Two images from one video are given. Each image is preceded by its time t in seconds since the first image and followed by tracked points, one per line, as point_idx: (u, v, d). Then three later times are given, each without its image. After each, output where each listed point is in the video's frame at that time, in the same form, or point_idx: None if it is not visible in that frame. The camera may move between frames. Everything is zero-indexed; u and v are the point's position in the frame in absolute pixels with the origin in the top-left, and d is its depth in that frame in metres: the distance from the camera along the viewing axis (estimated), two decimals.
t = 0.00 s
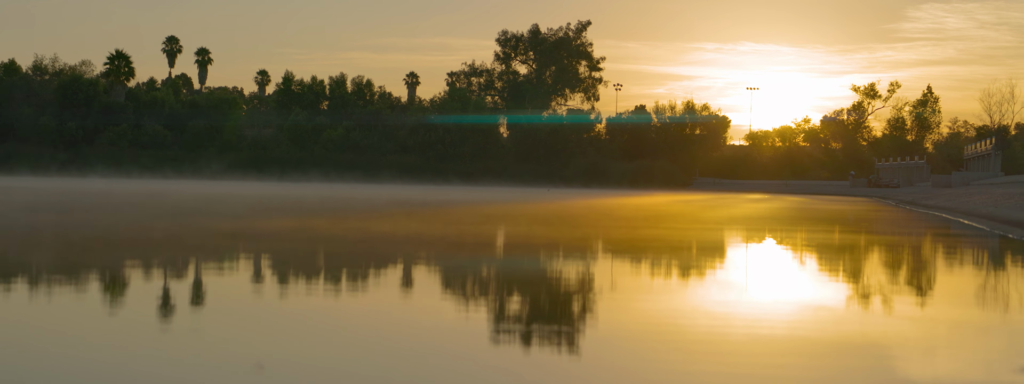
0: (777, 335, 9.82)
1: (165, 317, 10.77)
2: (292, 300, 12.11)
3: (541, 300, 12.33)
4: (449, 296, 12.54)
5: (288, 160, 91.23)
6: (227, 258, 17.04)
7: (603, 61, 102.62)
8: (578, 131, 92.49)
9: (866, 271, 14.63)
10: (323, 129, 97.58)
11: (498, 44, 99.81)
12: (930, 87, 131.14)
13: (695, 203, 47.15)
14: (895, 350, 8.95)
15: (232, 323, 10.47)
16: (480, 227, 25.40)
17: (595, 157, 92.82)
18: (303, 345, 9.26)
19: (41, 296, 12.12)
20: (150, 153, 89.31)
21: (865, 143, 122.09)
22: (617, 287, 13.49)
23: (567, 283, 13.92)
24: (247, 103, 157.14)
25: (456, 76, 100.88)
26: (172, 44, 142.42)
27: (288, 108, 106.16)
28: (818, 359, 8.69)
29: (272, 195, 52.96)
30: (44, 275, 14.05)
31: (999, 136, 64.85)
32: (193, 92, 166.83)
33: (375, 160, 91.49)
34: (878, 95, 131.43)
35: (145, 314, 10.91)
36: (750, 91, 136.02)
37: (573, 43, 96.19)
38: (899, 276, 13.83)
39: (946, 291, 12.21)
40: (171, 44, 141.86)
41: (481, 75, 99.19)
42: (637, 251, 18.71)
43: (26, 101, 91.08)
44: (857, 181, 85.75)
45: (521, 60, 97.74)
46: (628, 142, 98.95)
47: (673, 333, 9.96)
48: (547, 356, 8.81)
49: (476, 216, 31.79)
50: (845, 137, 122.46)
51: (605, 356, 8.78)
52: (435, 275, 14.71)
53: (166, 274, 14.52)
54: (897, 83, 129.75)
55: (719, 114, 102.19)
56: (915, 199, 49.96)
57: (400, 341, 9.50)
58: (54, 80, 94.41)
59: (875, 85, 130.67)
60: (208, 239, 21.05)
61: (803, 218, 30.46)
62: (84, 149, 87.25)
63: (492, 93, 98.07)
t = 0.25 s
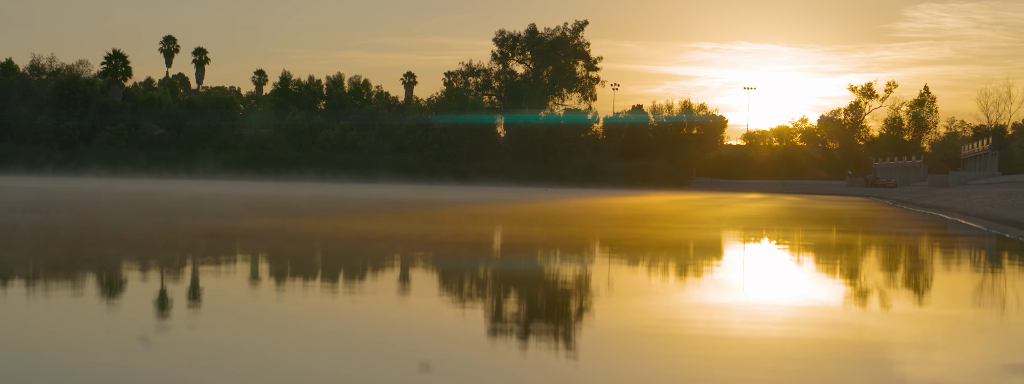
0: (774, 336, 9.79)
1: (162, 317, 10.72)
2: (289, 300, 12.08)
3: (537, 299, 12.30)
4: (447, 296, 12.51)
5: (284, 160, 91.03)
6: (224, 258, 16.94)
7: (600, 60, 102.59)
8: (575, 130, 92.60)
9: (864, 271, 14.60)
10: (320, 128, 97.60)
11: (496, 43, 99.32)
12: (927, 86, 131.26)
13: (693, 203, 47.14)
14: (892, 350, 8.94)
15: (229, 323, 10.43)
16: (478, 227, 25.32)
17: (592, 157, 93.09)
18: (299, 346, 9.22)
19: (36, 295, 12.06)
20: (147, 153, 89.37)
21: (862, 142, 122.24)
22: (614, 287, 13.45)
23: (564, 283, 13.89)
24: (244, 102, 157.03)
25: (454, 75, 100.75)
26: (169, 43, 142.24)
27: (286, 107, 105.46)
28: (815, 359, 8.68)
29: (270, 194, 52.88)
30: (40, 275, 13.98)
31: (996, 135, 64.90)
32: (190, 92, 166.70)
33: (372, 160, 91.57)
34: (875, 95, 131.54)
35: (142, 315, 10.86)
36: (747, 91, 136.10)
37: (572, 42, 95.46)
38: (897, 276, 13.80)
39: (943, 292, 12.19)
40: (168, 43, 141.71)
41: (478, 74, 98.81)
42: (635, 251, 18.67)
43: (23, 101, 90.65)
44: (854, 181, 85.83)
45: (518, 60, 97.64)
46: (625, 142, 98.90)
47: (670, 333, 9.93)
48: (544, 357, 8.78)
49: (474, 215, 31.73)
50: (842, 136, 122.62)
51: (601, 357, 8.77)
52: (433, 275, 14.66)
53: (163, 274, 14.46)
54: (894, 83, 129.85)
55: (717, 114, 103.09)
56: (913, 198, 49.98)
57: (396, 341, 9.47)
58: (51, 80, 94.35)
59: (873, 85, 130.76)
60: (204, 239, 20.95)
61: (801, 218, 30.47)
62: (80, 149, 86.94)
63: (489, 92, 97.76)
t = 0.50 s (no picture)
0: (776, 336, 9.79)
1: (164, 316, 10.73)
2: (292, 299, 12.09)
3: (539, 299, 12.31)
4: (449, 295, 12.53)
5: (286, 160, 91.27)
6: (226, 258, 16.90)
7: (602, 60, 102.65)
8: (576, 130, 92.89)
9: (866, 271, 14.61)
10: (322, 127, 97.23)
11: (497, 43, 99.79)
12: (929, 86, 131.18)
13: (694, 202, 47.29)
14: (893, 350, 8.95)
15: (232, 322, 10.44)
16: (480, 227, 25.28)
17: (594, 156, 93.28)
18: (302, 344, 9.25)
19: (41, 295, 12.06)
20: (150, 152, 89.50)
21: (864, 142, 122.20)
22: (616, 287, 13.45)
23: (567, 283, 13.89)
24: (247, 102, 157.25)
25: (456, 75, 100.79)
26: (172, 43, 142.42)
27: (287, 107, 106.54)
28: (813, 357, 8.70)
29: (271, 194, 53.01)
30: (43, 274, 13.96)
31: (998, 135, 64.83)
32: (193, 92, 166.95)
33: (373, 160, 91.73)
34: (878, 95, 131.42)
35: (145, 314, 10.86)
36: (749, 91, 136.26)
37: (573, 42, 96.16)
38: (899, 276, 13.79)
39: (946, 291, 12.18)
40: (171, 42, 141.89)
41: (480, 74, 99.14)
42: (636, 251, 18.68)
43: (25, 100, 90.59)
44: (856, 180, 85.75)
45: (520, 60, 97.76)
46: (627, 142, 98.84)
47: (672, 333, 9.92)
48: (546, 356, 8.82)
49: (475, 215, 31.75)
50: (844, 136, 122.66)
51: (603, 355, 8.78)
52: (434, 275, 14.64)
53: (166, 273, 14.45)
54: (897, 82, 129.77)
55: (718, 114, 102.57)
56: (915, 198, 49.95)
57: (398, 339, 9.50)
58: (54, 79, 94.60)
59: (875, 85, 130.70)
60: (205, 238, 20.90)
61: (802, 218, 30.58)
62: (82, 148, 87.10)
63: (491, 92, 98.16)
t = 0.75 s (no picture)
0: (774, 336, 9.77)
1: (163, 316, 10.70)
2: (290, 299, 12.07)
3: (538, 299, 12.30)
4: (447, 295, 12.52)
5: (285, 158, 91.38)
6: (224, 258, 16.81)
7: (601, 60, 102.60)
8: (576, 130, 92.61)
9: (865, 271, 14.60)
10: (320, 127, 97.61)
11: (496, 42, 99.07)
12: (928, 86, 131.26)
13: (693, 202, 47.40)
14: (890, 350, 8.94)
15: (232, 321, 10.43)
16: (478, 226, 25.26)
17: (593, 156, 93.30)
18: (301, 344, 9.23)
19: (39, 294, 12.02)
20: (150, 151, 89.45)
21: (863, 142, 122.29)
22: (614, 287, 13.42)
23: (565, 283, 13.86)
24: (245, 101, 157.05)
25: (455, 74, 99.90)
26: (171, 42, 142.17)
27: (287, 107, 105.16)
28: (812, 357, 8.69)
29: (270, 193, 52.93)
30: (42, 274, 13.92)
31: (998, 135, 64.87)
32: (191, 91, 166.71)
33: (372, 159, 91.75)
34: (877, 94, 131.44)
35: (144, 313, 10.84)
36: (748, 91, 136.37)
37: (572, 41, 95.74)
38: (898, 276, 13.79)
39: (944, 291, 12.17)
40: (170, 42, 141.65)
41: (479, 74, 98.29)
42: (635, 251, 18.67)
43: (25, 100, 90.24)
44: (855, 180, 85.85)
45: (519, 59, 97.52)
46: (626, 142, 98.85)
47: (670, 333, 9.90)
48: (546, 355, 8.81)
49: (474, 215, 31.68)
50: (843, 136, 122.72)
51: (601, 356, 8.77)
52: (433, 275, 14.59)
53: (165, 273, 14.40)
54: (896, 82, 129.80)
55: (718, 114, 103.29)
56: (914, 198, 50.00)
57: (396, 339, 9.49)
58: (53, 79, 94.47)
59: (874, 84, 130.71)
60: (204, 238, 20.83)
61: (800, 218, 30.70)
62: (82, 148, 87.04)
63: (490, 92, 97.61)
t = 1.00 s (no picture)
0: (762, 335, 9.73)
1: (150, 316, 10.57)
2: (277, 298, 11.98)
3: (525, 298, 12.24)
4: (435, 295, 12.45)
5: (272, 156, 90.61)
6: (211, 257, 16.71)
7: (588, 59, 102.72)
8: (563, 129, 93.30)
9: (851, 271, 14.61)
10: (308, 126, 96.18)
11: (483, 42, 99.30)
12: (914, 86, 132.04)
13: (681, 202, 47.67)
14: (878, 350, 8.90)
15: (220, 322, 10.30)
16: (466, 226, 25.26)
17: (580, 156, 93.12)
18: (290, 343, 9.13)
19: (26, 294, 11.87)
20: (137, 151, 88.96)
21: (850, 142, 122.96)
22: (600, 286, 13.38)
23: (551, 283, 13.79)
24: (233, 101, 156.28)
25: (441, 74, 100.07)
26: (157, 41, 141.32)
27: (274, 106, 102.89)
28: (799, 357, 8.69)
29: (260, 192, 52.71)
30: (28, 274, 13.77)
31: (984, 135, 65.29)
32: (178, 91, 165.80)
33: (360, 158, 91.14)
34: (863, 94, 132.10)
35: (131, 313, 10.71)
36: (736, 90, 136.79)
37: (559, 41, 95.97)
38: (884, 275, 13.84)
39: (931, 291, 12.18)
40: (156, 41, 140.77)
41: (466, 73, 98.67)
42: (623, 251, 18.65)
43: (11, 99, 90.26)
44: (842, 180, 86.31)
45: (507, 59, 97.55)
46: (613, 141, 98.92)
47: (656, 334, 9.84)
48: (534, 355, 8.74)
49: (463, 214, 31.64)
50: (830, 136, 123.37)
51: (589, 356, 8.70)
52: (419, 274, 14.54)
53: (152, 272, 14.26)
54: (882, 82, 130.49)
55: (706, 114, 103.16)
56: (901, 198, 50.31)
57: (385, 338, 9.42)
58: (39, 78, 93.79)
59: (861, 84, 131.36)
60: (191, 238, 20.71)
61: (788, 217, 30.88)
62: (68, 147, 86.15)
63: (478, 91, 97.94)
